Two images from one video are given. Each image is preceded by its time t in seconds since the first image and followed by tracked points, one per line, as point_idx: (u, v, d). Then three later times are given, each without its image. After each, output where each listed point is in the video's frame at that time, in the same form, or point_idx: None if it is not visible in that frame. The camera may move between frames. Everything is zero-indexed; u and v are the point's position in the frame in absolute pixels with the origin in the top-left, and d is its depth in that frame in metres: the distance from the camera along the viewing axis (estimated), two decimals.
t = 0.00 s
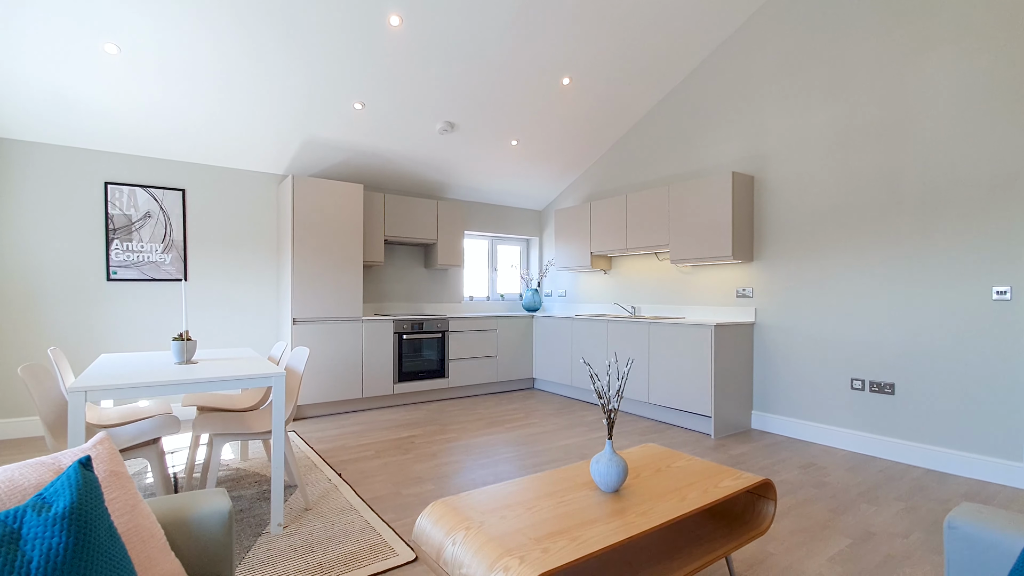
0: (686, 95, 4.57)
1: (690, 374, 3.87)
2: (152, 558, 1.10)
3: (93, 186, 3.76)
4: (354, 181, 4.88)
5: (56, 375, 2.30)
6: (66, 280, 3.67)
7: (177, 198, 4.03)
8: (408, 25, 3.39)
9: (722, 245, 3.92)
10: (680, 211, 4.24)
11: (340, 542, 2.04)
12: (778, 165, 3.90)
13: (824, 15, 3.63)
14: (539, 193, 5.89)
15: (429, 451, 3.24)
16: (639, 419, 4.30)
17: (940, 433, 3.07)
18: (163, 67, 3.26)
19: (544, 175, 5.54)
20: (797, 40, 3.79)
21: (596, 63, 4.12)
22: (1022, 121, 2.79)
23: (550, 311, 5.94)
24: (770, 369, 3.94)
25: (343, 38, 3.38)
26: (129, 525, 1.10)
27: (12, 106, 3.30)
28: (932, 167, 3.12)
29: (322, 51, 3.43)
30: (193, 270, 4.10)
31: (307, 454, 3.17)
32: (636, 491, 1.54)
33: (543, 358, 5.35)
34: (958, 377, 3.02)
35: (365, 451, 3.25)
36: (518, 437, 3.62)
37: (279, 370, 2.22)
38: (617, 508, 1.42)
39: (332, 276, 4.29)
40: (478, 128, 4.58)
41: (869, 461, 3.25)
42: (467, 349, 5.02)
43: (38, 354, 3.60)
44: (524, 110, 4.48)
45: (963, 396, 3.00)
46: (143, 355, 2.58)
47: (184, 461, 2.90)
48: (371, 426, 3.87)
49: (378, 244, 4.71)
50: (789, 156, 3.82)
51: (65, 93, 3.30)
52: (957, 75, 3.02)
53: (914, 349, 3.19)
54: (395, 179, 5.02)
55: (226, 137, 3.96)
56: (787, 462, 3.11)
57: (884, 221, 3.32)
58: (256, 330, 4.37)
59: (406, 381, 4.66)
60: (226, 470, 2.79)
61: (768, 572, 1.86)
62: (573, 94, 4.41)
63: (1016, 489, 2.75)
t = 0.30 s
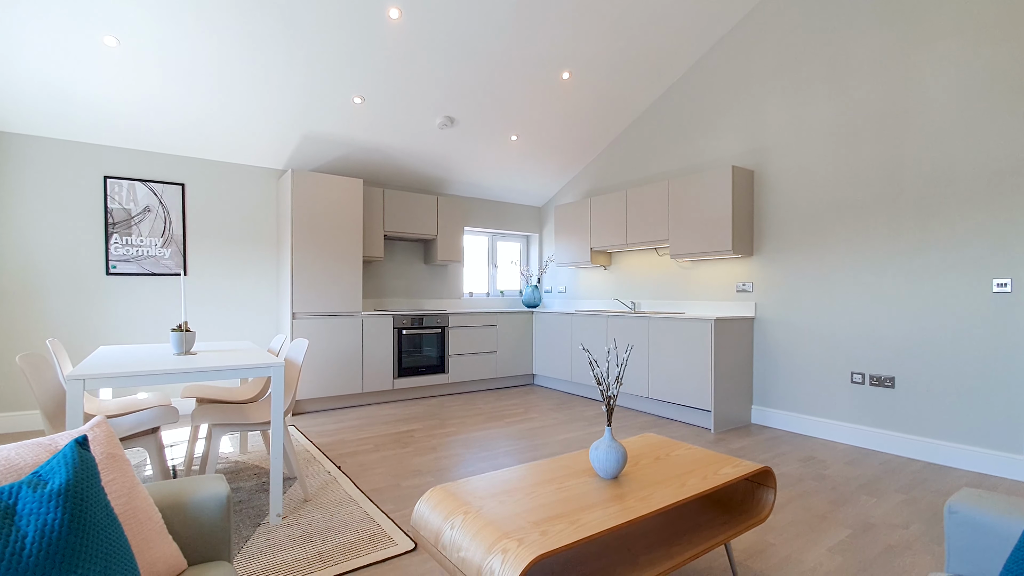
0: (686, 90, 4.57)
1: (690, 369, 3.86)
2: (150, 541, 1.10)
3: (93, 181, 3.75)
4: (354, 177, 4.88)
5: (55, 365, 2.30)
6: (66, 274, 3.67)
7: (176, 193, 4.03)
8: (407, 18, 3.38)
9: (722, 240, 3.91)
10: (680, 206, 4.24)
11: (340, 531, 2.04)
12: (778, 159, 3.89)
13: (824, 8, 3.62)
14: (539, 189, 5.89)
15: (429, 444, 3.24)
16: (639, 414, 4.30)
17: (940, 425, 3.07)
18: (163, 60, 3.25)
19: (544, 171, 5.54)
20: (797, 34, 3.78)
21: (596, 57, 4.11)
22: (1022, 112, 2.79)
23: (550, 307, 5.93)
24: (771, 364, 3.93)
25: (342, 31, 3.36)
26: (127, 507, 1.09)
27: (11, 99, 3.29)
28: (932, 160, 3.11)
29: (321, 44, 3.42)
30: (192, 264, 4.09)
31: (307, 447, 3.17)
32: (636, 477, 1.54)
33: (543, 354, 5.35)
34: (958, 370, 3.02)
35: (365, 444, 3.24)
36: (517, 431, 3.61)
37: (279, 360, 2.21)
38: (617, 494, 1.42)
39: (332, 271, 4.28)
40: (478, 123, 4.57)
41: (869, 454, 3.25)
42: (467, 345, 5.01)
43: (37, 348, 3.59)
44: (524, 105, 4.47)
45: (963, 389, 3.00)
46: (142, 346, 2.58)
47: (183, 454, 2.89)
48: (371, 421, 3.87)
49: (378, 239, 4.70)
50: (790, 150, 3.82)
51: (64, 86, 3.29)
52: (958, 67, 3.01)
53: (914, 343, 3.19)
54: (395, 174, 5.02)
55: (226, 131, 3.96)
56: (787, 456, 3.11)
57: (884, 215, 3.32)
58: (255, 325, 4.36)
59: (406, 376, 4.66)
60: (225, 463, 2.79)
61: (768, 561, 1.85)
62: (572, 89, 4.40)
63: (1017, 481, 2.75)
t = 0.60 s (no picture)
0: (686, 86, 4.56)
1: (690, 365, 3.86)
2: (149, 530, 1.09)
3: (92, 176, 3.75)
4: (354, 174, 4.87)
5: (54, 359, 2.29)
6: (66, 270, 3.67)
7: (176, 189, 4.03)
8: (407, 13, 3.37)
9: (722, 236, 3.91)
10: (680, 202, 4.23)
11: (340, 525, 2.03)
12: (778, 155, 3.89)
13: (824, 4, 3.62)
14: (539, 187, 5.89)
15: (429, 440, 3.23)
16: (639, 410, 4.29)
17: (941, 421, 3.07)
18: (162, 55, 3.25)
19: (544, 168, 5.53)
20: (797, 30, 3.78)
21: (596, 53, 4.10)
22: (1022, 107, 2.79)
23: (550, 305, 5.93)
24: (771, 360, 3.93)
25: (342, 26, 3.36)
26: (127, 495, 1.09)
27: (10, 94, 3.29)
28: (933, 155, 3.11)
29: (321, 39, 3.42)
30: (192, 260, 4.09)
31: (307, 443, 3.16)
32: (637, 469, 1.53)
33: (544, 352, 5.34)
34: (959, 366, 3.01)
35: (365, 440, 3.24)
36: (518, 427, 3.61)
37: (279, 354, 2.21)
38: (617, 484, 1.42)
39: (332, 267, 4.28)
40: (478, 120, 4.57)
41: (870, 450, 3.24)
42: (467, 342, 5.01)
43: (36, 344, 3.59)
44: (524, 101, 4.46)
45: (964, 384, 2.99)
46: (141, 341, 2.57)
47: (182, 449, 2.88)
48: (371, 417, 3.86)
49: (378, 236, 4.70)
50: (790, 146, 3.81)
51: (64, 82, 3.29)
52: (958, 62, 3.01)
53: (915, 338, 3.18)
54: (395, 171, 5.02)
55: (225, 127, 3.95)
56: (787, 451, 3.11)
57: (884, 210, 3.31)
58: (255, 322, 4.36)
59: (406, 373, 4.65)
60: (225, 458, 2.78)
61: (769, 554, 1.85)
62: (572, 85, 4.40)
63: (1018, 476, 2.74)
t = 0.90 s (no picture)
0: (686, 83, 4.57)
1: (691, 360, 3.87)
2: (151, 512, 1.10)
3: (94, 171, 3.76)
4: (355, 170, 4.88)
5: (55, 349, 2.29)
6: (66, 264, 3.68)
7: (177, 184, 4.04)
8: (408, 9, 3.37)
9: (722, 231, 3.91)
10: (680, 198, 4.24)
11: (341, 515, 2.04)
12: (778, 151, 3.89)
13: None
14: (540, 183, 5.90)
15: (429, 434, 3.24)
16: (639, 406, 4.30)
17: (941, 415, 3.07)
18: (163, 50, 3.25)
19: (544, 165, 5.54)
20: (797, 26, 3.78)
21: (596, 49, 4.11)
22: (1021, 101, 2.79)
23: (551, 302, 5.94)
24: (771, 355, 3.94)
25: (342, 22, 3.36)
26: (130, 476, 1.09)
27: (12, 88, 3.29)
28: (932, 149, 3.12)
29: (322, 35, 3.42)
30: (193, 256, 4.10)
31: (308, 437, 3.17)
32: (637, 455, 1.54)
33: (544, 348, 5.35)
34: (958, 359, 3.02)
35: (365, 434, 3.25)
36: (518, 422, 3.61)
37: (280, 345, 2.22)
38: (618, 470, 1.42)
39: (332, 263, 4.28)
40: (478, 116, 4.58)
41: (870, 444, 3.25)
42: (467, 338, 5.01)
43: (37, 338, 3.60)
44: (524, 98, 4.47)
45: (964, 378, 3.00)
46: (142, 333, 2.57)
47: (183, 443, 2.89)
48: (371, 412, 3.87)
49: (379, 232, 4.71)
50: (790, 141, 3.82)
51: (66, 76, 3.30)
52: (956, 56, 3.02)
53: (914, 332, 3.19)
54: (395, 168, 5.02)
55: (226, 123, 3.96)
56: (787, 445, 3.11)
57: (884, 205, 3.32)
58: (256, 318, 4.36)
59: (406, 369, 4.66)
60: (226, 451, 2.79)
61: (769, 543, 1.86)
62: (573, 82, 4.40)
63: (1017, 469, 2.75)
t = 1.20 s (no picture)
0: (686, 79, 4.57)
1: (690, 355, 3.86)
2: (150, 494, 1.10)
3: (93, 166, 3.76)
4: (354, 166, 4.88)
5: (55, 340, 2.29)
6: (66, 259, 3.68)
7: (177, 179, 4.04)
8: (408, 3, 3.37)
9: (722, 226, 3.91)
10: (680, 193, 4.24)
11: (340, 506, 2.04)
12: (778, 146, 3.89)
13: None
14: (540, 180, 5.90)
15: (429, 428, 3.24)
16: (639, 401, 4.30)
17: (941, 408, 3.07)
18: (163, 44, 3.25)
19: (544, 161, 5.54)
20: (796, 20, 3.78)
21: (596, 45, 4.10)
22: (1021, 94, 2.79)
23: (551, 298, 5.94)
24: (771, 350, 3.94)
25: (343, 16, 3.36)
26: (128, 459, 1.09)
27: (12, 82, 3.29)
28: (932, 143, 3.12)
29: (322, 28, 3.41)
30: (193, 251, 4.10)
31: (308, 430, 3.17)
32: (636, 443, 1.54)
33: (544, 344, 5.35)
34: (958, 353, 3.02)
35: (365, 428, 3.25)
36: (518, 417, 3.62)
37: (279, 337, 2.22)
38: (617, 457, 1.42)
39: (332, 259, 4.29)
40: (478, 112, 4.57)
41: (870, 438, 3.25)
42: (467, 335, 5.01)
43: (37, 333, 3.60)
44: (524, 93, 4.47)
45: (964, 371, 3.00)
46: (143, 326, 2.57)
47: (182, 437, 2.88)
48: (371, 407, 3.87)
49: (378, 228, 4.71)
50: (790, 136, 3.82)
51: (66, 70, 3.29)
52: (957, 49, 3.01)
53: (914, 326, 3.19)
54: (395, 164, 5.03)
55: (226, 118, 3.96)
56: (787, 439, 3.11)
57: (884, 199, 3.32)
58: (255, 313, 4.37)
59: (406, 365, 4.66)
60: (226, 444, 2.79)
61: (768, 533, 1.86)
62: (573, 77, 4.40)
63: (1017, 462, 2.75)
